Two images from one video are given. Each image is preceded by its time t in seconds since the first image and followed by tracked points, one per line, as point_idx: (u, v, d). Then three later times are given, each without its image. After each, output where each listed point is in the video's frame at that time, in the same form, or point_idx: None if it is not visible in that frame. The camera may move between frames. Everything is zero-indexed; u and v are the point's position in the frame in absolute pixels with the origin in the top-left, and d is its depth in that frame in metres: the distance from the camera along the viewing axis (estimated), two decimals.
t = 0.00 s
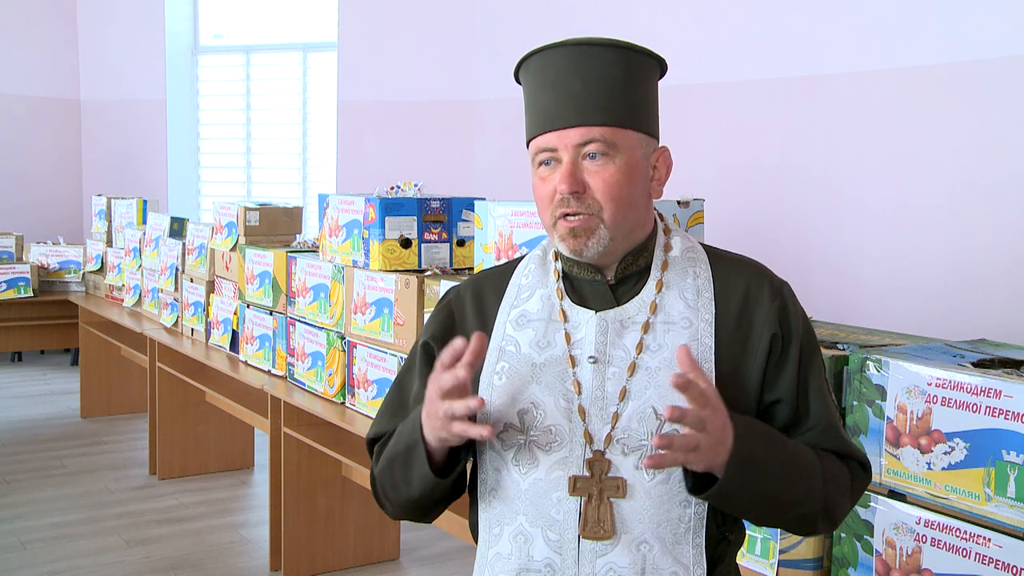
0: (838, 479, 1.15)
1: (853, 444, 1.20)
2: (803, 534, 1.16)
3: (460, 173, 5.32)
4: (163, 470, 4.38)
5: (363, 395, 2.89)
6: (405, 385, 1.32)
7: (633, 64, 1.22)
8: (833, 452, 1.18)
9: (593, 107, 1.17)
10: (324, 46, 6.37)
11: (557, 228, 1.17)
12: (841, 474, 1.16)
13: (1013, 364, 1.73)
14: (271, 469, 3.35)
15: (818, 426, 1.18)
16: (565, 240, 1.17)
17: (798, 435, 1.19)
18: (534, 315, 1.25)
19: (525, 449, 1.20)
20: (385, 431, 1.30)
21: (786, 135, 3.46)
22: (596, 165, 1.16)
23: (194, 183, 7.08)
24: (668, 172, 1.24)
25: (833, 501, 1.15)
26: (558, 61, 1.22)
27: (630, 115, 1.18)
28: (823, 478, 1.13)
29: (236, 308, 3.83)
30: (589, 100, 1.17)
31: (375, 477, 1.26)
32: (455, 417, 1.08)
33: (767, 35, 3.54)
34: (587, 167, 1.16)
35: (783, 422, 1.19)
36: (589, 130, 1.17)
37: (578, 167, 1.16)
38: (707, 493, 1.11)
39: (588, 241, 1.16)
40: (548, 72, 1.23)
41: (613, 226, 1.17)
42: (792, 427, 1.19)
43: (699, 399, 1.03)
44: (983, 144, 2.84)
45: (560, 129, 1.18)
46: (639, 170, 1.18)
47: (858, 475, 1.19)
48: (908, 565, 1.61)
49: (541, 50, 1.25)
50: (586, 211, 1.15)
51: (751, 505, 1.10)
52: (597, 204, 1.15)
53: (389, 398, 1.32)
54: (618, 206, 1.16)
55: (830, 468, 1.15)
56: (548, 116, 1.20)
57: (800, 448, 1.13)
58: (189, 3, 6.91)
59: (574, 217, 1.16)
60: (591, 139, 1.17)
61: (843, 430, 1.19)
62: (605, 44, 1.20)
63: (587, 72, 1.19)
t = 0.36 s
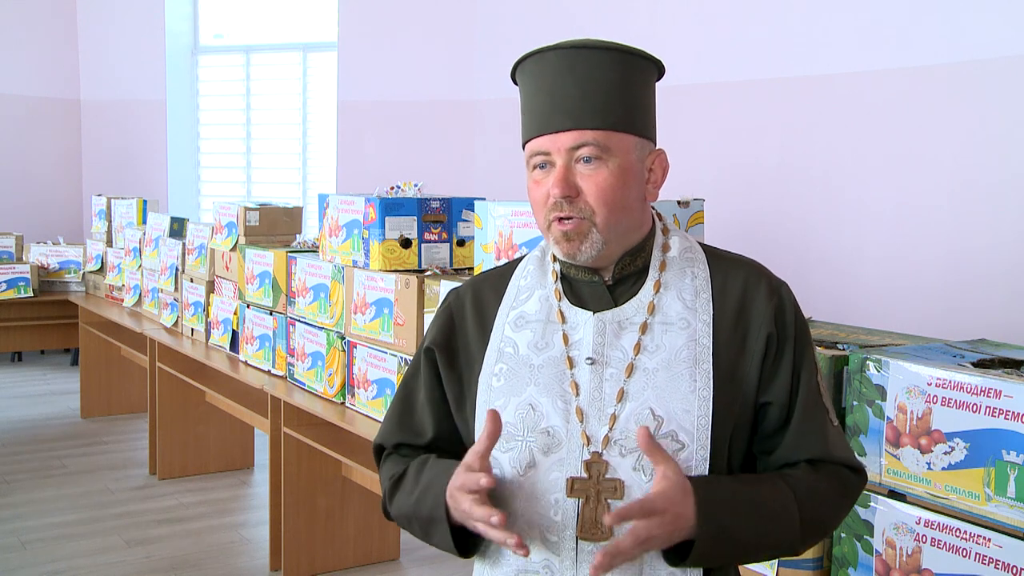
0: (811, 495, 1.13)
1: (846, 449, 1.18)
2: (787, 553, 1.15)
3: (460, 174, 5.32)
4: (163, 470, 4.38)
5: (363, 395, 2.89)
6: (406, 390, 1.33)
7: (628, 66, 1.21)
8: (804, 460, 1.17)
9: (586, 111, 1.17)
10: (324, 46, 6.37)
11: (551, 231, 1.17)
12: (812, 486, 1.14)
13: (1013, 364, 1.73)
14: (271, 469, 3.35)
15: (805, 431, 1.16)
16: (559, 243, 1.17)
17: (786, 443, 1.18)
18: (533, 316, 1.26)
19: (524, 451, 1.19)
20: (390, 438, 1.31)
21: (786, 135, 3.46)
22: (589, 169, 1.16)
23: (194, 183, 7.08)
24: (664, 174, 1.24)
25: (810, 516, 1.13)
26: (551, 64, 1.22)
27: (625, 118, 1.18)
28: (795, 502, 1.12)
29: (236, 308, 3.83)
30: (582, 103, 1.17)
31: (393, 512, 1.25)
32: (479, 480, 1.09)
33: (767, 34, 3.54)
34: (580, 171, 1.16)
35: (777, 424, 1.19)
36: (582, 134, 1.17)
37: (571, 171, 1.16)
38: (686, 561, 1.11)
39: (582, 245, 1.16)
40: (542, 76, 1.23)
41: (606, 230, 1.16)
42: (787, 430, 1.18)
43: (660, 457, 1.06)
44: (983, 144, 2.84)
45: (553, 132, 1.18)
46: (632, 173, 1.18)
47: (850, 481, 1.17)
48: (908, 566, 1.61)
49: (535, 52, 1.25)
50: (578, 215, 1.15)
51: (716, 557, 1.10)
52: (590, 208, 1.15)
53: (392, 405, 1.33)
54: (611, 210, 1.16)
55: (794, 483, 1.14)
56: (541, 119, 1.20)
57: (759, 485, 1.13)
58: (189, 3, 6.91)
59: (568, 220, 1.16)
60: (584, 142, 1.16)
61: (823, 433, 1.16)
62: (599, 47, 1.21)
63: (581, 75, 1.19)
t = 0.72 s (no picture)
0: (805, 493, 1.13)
1: (841, 444, 1.18)
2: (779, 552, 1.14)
3: (460, 174, 5.32)
4: (163, 470, 4.38)
5: (363, 395, 2.89)
6: (406, 389, 1.33)
7: (621, 68, 1.21)
8: (800, 457, 1.16)
9: (582, 116, 1.17)
10: (324, 46, 6.37)
11: (553, 236, 1.17)
12: (804, 484, 1.13)
13: (1013, 364, 1.73)
14: (271, 469, 3.35)
15: (797, 431, 1.16)
16: (562, 248, 1.17)
17: (780, 440, 1.18)
18: (533, 316, 1.26)
19: (524, 453, 1.19)
20: (392, 437, 1.31)
21: (786, 135, 3.46)
22: (589, 174, 1.16)
23: (194, 183, 7.08)
24: (663, 172, 1.24)
25: (800, 515, 1.13)
26: (544, 70, 1.23)
27: (620, 120, 1.18)
28: (782, 499, 1.12)
29: (236, 308, 3.83)
30: (577, 107, 1.17)
31: (397, 511, 1.25)
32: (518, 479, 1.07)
33: (767, 35, 3.54)
34: (580, 176, 1.16)
35: (774, 422, 1.19)
36: (580, 139, 1.16)
37: (571, 176, 1.16)
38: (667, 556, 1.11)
39: (584, 247, 1.16)
40: (535, 83, 1.23)
41: (608, 232, 1.17)
42: (782, 427, 1.18)
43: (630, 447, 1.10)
44: (983, 144, 2.84)
45: (550, 139, 1.18)
46: (632, 176, 1.17)
47: (847, 476, 1.17)
48: (908, 565, 1.61)
49: (527, 58, 1.25)
50: (580, 220, 1.15)
51: (703, 555, 1.10)
52: (591, 212, 1.15)
53: (393, 404, 1.33)
54: (613, 213, 1.16)
55: (784, 481, 1.14)
56: (537, 125, 1.20)
57: (745, 485, 1.12)
58: (189, 4, 6.91)
59: (569, 225, 1.16)
60: (583, 147, 1.16)
61: (820, 429, 1.16)
62: (591, 51, 1.21)
63: (574, 81, 1.20)
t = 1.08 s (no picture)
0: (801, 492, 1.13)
1: (840, 442, 1.17)
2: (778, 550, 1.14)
3: (460, 174, 5.32)
4: (163, 470, 4.39)
5: (363, 395, 2.89)
6: (407, 387, 1.33)
7: (615, 70, 1.21)
8: (796, 455, 1.16)
9: (578, 122, 1.17)
10: (324, 46, 6.37)
11: (552, 241, 1.18)
12: (801, 483, 1.13)
13: (1013, 364, 1.73)
14: (271, 469, 3.35)
15: (794, 429, 1.16)
16: (561, 253, 1.18)
17: (778, 439, 1.18)
18: (532, 316, 1.26)
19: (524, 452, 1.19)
20: (394, 436, 1.31)
21: (786, 135, 3.46)
22: (586, 180, 1.16)
23: (194, 184, 7.08)
24: (661, 173, 1.24)
25: (796, 514, 1.13)
26: (539, 75, 1.22)
27: (617, 124, 1.18)
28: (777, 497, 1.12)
29: (236, 308, 3.83)
30: (573, 114, 1.17)
31: (403, 513, 1.25)
32: (542, 486, 1.07)
33: (767, 34, 3.54)
34: (577, 182, 1.16)
35: (772, 422, 1.19)
36: (576, 146, 1.16)
37: (568, 182, 1.16)
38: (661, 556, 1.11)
39: (583, 253, 1.17)
40: (530, 89, 1.23)
41: (606, 237, 1.17)
42: (779, 427, 1.18)
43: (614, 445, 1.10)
44: (983, 144, 2.84)
45: (547, 146, 1.18)
46: (629, 181, 1.17)
47: (846, 475, 1.16)
48: (908, 565, 1.61)
49: (521, 63, 1.24)
50: (577, 226, 1.15)
51: (701, 556, 1.11)
52: (589, 218, 1.15)
53: (393, 403, 1.33)
54: (610, 218, 1.16)
55: (779, 480, 1.13)
56: (533, 131, 1.20)
57: (738, 484, 1.12)
58: (189, 3, 6.91)
59: (568, 231, 1.16)
60: (579, 155, 1.16)
61: (819, 427, 1.16)
62: (585, 56, 1.20)
63: (569, 87, 1.19)
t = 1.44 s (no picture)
0: (800, 494, 1.13)
1: (840, 443, 1.17)
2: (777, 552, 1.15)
3: (460, 174, 5.32)
4: (163, 470, 4.39)
5: (363, 395, 2.89)
6: (409, 385, 1.33)
7: (620, 69, 1.21)
8: (796, 457, 1.16)
9: (583, 121, 1.17)
10: (324, 46, 6.37)
11: (555, 239, 1.18)
12: (800, 484, 1.13)
13: (1013, 364, 1.73)
14: (271, 469, 3.35)
15: (793, 430, 1.16)
16: (564, 250, 1.18)
17: (778, 439, 1.17)
18: (534, 315, 1.26)
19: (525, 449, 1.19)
20: (395, 434, 1.31)
21: (785, 136, 3.46)
22: (590, 178, 1.16)
23: (194, 184, 7.08)
24: (665, 173, 1.24)
25: (795, 515, 1.13)
26: (544, 74, 1.22)
27: (622, 123, 1.18)
28: (777, 498, 1.12)
29: (236, 308, 3.83)
30: (577, 112, 1.17)
31: (403, 510, 1.25)
32: (545, 486, 1.07)
33: (767, 34, 3.54)
34: (581, 180, 1.16)
35: (772, 422, 1.19)
36: (581, 144, 1.16)
37: (572, 180, 1.16)
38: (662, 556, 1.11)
39: (586, 251, 1.17)
40: (535, 87, 1.23)
41: (609, 235, 1.17)
42: (780, 428, 1.18)
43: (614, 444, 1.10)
44: (983, 144, 2.84)
45: (551, 144, 1.18)
46: (633, 179, 1.18)
47: (846, 477, 1.16)
48: (908, 566, 1.61)
49: (527, 61, 1.24)
50: (581, 224, 1.16)
51: (700, 556, 1.11)
52: (593, 216, 1.15)
53: (395, 401, 1.33)
54: (614, 216, 1.16)
55: (779, 481, 1.14)
56: (537, 129, 1.20)
57: (739, 485, 1.12)
58: (189, 4, 6.91)
59: (571, 229, 1.16)
60: (583, 152, 1.16)
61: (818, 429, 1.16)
62: (591, 55, 1.20)
63: (574, 85, 1.19)
